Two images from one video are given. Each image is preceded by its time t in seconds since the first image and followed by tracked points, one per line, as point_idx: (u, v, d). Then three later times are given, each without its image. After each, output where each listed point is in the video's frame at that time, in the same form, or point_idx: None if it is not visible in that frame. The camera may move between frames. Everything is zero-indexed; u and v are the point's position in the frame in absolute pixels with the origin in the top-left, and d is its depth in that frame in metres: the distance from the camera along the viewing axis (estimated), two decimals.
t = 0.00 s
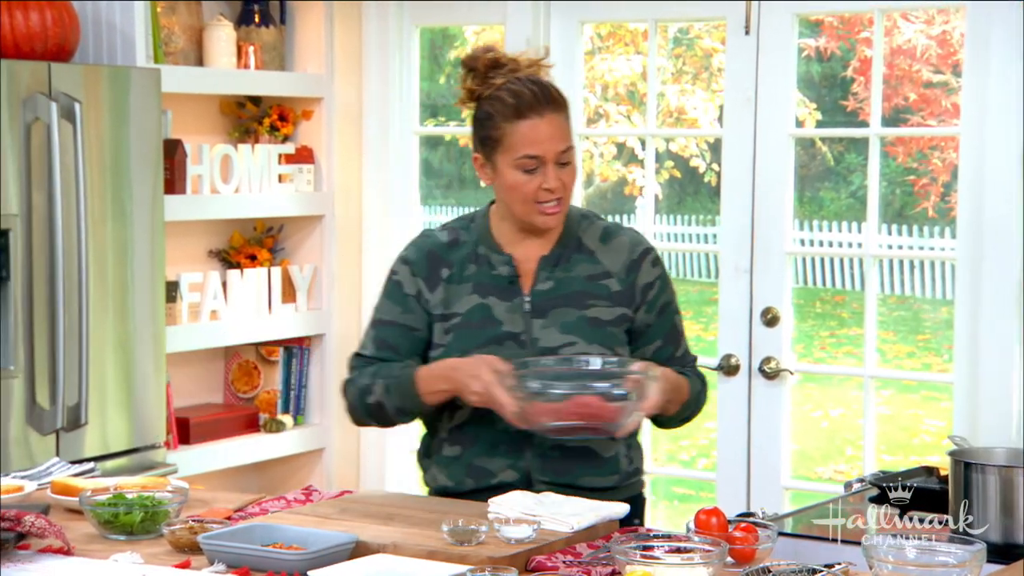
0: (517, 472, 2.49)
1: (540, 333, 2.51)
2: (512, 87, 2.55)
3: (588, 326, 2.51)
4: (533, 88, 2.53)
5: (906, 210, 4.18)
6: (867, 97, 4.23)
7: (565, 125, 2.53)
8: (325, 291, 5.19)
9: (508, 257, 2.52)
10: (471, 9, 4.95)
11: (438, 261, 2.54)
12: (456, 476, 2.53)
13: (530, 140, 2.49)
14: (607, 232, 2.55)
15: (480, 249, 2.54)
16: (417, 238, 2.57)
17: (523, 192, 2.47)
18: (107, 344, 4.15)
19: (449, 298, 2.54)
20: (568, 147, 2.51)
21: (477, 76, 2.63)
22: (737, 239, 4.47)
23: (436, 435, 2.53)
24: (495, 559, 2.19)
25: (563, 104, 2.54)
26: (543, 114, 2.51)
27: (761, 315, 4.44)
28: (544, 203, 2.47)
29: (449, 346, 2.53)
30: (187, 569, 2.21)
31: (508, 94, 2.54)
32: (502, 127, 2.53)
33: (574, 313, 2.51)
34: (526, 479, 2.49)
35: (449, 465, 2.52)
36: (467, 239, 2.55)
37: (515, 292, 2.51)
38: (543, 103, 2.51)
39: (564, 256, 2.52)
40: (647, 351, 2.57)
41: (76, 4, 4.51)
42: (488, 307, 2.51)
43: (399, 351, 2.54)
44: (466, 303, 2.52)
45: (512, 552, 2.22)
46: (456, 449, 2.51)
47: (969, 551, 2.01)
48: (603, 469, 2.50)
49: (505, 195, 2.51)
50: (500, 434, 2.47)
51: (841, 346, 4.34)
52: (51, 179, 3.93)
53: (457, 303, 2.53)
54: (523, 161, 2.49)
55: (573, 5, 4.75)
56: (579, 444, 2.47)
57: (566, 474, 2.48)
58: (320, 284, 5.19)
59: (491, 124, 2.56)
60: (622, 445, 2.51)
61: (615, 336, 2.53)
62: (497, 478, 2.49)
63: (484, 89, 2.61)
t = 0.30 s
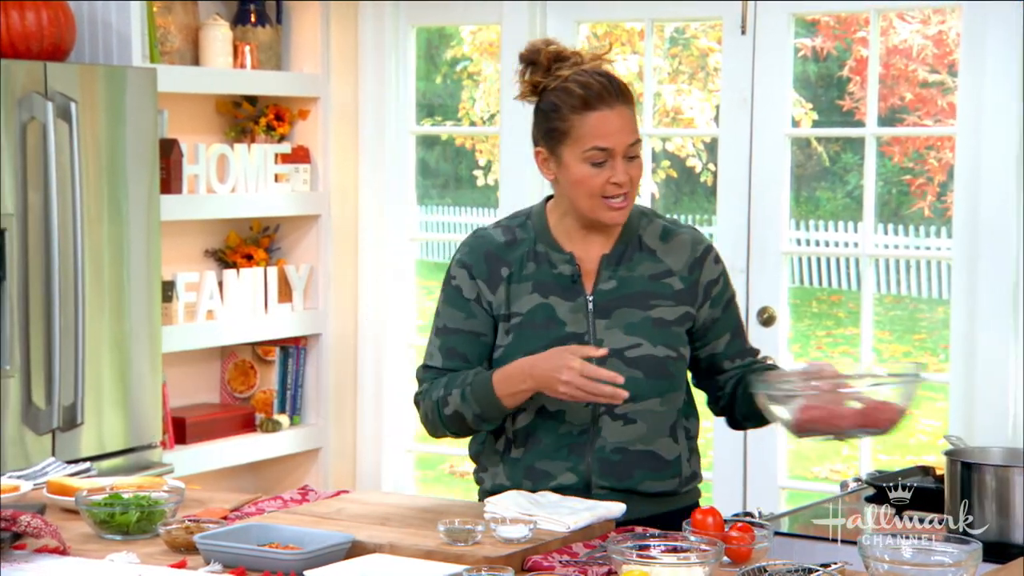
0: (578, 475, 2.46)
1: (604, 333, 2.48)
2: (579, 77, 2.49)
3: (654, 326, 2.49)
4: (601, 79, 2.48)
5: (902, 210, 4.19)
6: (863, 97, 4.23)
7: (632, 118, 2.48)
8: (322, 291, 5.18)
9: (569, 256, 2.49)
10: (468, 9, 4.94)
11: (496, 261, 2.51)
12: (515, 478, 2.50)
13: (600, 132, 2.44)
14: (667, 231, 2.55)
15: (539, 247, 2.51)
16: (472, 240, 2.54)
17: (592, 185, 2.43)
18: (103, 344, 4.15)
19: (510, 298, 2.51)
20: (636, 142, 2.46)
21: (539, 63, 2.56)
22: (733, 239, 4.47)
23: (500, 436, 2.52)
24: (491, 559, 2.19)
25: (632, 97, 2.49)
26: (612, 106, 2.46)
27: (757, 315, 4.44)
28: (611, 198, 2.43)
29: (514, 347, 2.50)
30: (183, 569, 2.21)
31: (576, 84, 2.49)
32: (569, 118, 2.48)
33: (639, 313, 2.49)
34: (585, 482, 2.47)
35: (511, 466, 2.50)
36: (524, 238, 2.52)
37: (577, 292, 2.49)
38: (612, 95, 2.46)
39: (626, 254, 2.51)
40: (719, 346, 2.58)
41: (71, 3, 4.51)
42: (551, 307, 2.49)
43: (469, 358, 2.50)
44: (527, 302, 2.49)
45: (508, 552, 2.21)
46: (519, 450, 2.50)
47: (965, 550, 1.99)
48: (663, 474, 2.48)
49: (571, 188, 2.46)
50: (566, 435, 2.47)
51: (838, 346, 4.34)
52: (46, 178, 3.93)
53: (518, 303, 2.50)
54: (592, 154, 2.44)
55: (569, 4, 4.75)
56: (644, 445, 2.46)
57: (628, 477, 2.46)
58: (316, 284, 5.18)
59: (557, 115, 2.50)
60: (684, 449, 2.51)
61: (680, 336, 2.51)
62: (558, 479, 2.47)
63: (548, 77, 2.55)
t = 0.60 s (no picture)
0: (579, 479, 2.45)
1: (618, 338, 2.45)
2: (612, 81, 2.47)
3: (669, 335, 2.45)
4: (633, 83, 2.45)
5: (896, 210, 4.19)
6: (857, 98, 4.24)
7: (663, 125, 2.44)
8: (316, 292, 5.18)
9: (592, 255, 2.48)
10: (462, 9, 4.93)
11: (520, 255, 2.53)
12: (518, 476, 2.51)
13: (628, 139, 2.42)
14: (696, 238, 2.50)
15: (565, 243, 2.52)
16: (502, 232, 2.57)
17: (614, 193, 2.43)
18: (97, 345, 4.14)
19: (529, 292, 2.52)
20: (664, 149, 2.43)
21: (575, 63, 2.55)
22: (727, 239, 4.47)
23: (509, 433, 2.54)
24: (485, 559, 2.19)
25: (664, 102, 2.45)
26: (642, 113, 2.43)
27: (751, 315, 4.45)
28: (635, 206, 2.43)
29: (527, 343, 2.51)
30: (176, 569, 2.21)
31: (607, 88, 2.46)
32: (598, 123, 2.46)
33: (655, 321, 2.45)
34: (586, 487, 2.46)
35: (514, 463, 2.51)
36: (552, 234, 2.54)
37: (595, 293, 2.48)
38: (643, 101, 2.43)
39: (650, 259, 2.48)
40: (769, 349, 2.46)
41: (65, 3, 4.50)
42: (567, 306, 2.48)
43: (471, 351, 2.53)
44: (544, 298, 2.50)
45: (502, 552, 2.21)
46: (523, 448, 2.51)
47: (959, 551, 2.00)
48: (666, 485, 2.44)
49: (596, 192, 2.46)
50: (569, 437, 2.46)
51: (832, 346, 4.35)
52: (40, 180, 3.92)
53: (536, 298, 2.51)
54: (619, 160, 2.43)
55: (563, 5, 4.75)
56: (647, 455, 2.43)
57: (627, 486, 2.44)
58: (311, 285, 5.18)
59: (587, 117, 2.48)
60: (691, 462, 2.46)
61: (698, 346, 2.46)
62: (559, 482, 2.46)
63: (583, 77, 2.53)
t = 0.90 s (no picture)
0: (580, 480, 2.48)
1: (636, 346, 2.43)
2: (643, 88, 2.40)
3: (689, 346, 2.43)
4: (663, 93, 2.38)
5: (895, 210, 4.19)
6: (856, 98, 4.24)
7: (693, 137, 2.37)
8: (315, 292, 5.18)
9: (619, 258, 2.45)
10: (462, 10, 4.94)
11: (549, 251, 2.49)
12: (522, 470, 2.52)
13: (653, 152, 2.35)
14: (723, 247, 2.46)
15: (593, 243, 2.49)
16: (530, 227, 2.53)
17: (637, 202, 2.38)
18: (97, 345, 4.15)
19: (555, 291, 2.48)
20: (692, 163, 2.36)
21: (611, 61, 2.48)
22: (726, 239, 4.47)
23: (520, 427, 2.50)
24: (484, 559, 2.19)
25: (695, 114, 2.38)
26: (670, 126, 2.35)
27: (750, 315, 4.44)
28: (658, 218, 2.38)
29: (547, 341, 2.48)
30: (176, 569, 2.21)
31: (636, 96, 2.39)
32: (625, 131, 2.39)
33: (676, 331, 2.43)
34: (587, 487, 2.49)
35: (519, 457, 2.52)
36: (582, 231, 2.50)
37: (619, 298, 2.45)
38: (672, 113, 2.36)
39: (676, 267, 2.45)
40: (799, 360, 2.43)
41: (64, 3, 4.50)
42: (590, 308, 2.45)
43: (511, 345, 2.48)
44: (569, 298, 2.47)
45: (502, 553, 2.21)
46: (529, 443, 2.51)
47: (958, 551, 2.01)
48: (668, 495, 2.45)
49: (621, 199, 2.41)
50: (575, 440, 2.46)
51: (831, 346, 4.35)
52: (40, 180, 3.92)
53: (561, 297, 2.48)
54: (642, 172, 2.37)
55: (563, 5, 4.75)
56: (652, 466, 2.43)
57: (628, 492, 2.45)
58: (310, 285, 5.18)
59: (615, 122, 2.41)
60: (697, 472, 2.45)
61: (719, 358, 2.43)
62: (561, 481, 2.49)
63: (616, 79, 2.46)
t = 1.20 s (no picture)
0: (587, 480, 2.46)
1: (650, 351, 2.44)
2: (666, 95, 2.37)
3: (702, 351, 2.45)
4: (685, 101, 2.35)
5: (890, 210, 4.19)
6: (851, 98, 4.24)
7: (713, 147, 2.34)
8: (311, 293, 5.17)
9: (636, 262, 2.44)
10: (457, 10, 4.94)
11: (570, 248, 2.45)
12: (527, 465, 2.50)
13: (670, 159, 2.33)
14: (737, 250, 2.47)
15: (610, 244, 2.46)
16: (549, 222, 2.47)
17: (651, 208, 2.36)
18: (91, 345, 4.14)
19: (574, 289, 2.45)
20: (710, 172, 2.33)
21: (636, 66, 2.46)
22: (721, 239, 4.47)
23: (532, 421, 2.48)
24: (480, 558, 2.19)
25: (716, 124, 2.35)
26: (689, 134, 2.33)
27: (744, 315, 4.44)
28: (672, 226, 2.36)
29: (563, 340, 2.46)
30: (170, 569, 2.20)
31: (658, 101, 2.36)
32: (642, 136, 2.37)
33: (689, 335, 2.44)
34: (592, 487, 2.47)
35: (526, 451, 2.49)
36: (600, 229, 2.47)
37: (635, 301, 2.44)
38: (692, 122, 2.33)
39: (690, 271, 2.45)
40: (804, 366, 2.43)
41: (59, 3, 4.50)
42: (608, 311, 2.44)
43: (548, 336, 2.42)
44: (587, 298, 2.45)
45: (497, 553, 2.21)
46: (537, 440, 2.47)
47: (952, 550, 2.00)
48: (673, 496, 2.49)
49: (636, 204, 2.39)
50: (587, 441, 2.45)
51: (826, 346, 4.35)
52: (34, 179, 3.91)
53: (579, 297, 2.45)
54: (658, 178, 2.34)
55: (558, 5, 4.76)
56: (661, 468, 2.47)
57: (635, 495, 2.45)
58: (306, 285, 5.17)
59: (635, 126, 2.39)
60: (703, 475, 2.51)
61: (731, 363, 2.46)
62: (567, 481, 2.47)
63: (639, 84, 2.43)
